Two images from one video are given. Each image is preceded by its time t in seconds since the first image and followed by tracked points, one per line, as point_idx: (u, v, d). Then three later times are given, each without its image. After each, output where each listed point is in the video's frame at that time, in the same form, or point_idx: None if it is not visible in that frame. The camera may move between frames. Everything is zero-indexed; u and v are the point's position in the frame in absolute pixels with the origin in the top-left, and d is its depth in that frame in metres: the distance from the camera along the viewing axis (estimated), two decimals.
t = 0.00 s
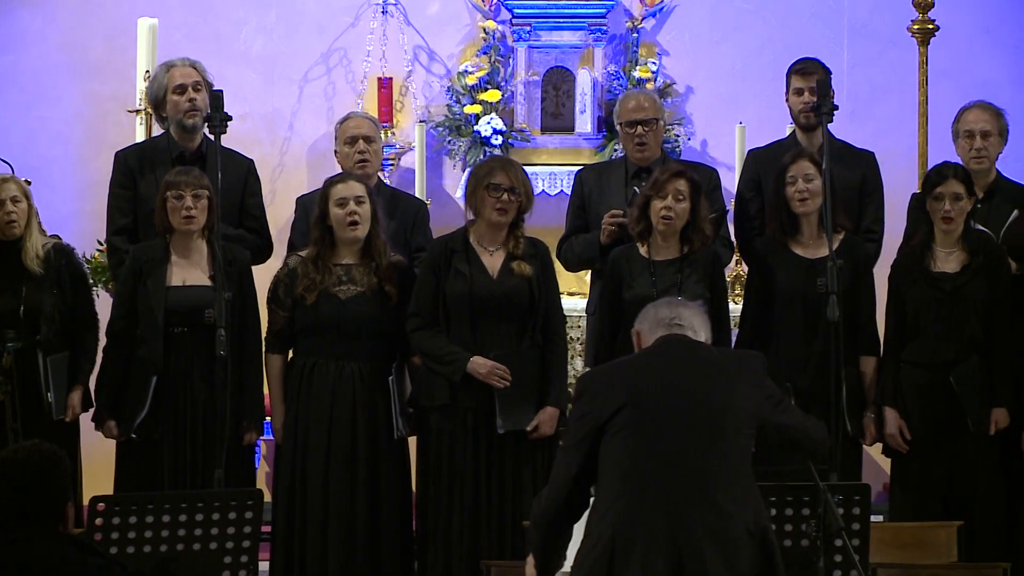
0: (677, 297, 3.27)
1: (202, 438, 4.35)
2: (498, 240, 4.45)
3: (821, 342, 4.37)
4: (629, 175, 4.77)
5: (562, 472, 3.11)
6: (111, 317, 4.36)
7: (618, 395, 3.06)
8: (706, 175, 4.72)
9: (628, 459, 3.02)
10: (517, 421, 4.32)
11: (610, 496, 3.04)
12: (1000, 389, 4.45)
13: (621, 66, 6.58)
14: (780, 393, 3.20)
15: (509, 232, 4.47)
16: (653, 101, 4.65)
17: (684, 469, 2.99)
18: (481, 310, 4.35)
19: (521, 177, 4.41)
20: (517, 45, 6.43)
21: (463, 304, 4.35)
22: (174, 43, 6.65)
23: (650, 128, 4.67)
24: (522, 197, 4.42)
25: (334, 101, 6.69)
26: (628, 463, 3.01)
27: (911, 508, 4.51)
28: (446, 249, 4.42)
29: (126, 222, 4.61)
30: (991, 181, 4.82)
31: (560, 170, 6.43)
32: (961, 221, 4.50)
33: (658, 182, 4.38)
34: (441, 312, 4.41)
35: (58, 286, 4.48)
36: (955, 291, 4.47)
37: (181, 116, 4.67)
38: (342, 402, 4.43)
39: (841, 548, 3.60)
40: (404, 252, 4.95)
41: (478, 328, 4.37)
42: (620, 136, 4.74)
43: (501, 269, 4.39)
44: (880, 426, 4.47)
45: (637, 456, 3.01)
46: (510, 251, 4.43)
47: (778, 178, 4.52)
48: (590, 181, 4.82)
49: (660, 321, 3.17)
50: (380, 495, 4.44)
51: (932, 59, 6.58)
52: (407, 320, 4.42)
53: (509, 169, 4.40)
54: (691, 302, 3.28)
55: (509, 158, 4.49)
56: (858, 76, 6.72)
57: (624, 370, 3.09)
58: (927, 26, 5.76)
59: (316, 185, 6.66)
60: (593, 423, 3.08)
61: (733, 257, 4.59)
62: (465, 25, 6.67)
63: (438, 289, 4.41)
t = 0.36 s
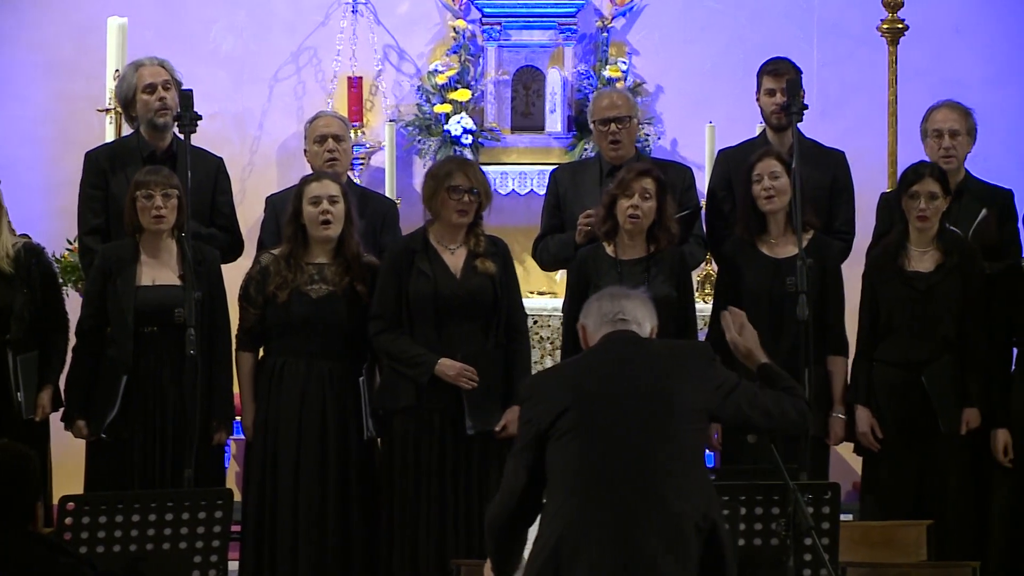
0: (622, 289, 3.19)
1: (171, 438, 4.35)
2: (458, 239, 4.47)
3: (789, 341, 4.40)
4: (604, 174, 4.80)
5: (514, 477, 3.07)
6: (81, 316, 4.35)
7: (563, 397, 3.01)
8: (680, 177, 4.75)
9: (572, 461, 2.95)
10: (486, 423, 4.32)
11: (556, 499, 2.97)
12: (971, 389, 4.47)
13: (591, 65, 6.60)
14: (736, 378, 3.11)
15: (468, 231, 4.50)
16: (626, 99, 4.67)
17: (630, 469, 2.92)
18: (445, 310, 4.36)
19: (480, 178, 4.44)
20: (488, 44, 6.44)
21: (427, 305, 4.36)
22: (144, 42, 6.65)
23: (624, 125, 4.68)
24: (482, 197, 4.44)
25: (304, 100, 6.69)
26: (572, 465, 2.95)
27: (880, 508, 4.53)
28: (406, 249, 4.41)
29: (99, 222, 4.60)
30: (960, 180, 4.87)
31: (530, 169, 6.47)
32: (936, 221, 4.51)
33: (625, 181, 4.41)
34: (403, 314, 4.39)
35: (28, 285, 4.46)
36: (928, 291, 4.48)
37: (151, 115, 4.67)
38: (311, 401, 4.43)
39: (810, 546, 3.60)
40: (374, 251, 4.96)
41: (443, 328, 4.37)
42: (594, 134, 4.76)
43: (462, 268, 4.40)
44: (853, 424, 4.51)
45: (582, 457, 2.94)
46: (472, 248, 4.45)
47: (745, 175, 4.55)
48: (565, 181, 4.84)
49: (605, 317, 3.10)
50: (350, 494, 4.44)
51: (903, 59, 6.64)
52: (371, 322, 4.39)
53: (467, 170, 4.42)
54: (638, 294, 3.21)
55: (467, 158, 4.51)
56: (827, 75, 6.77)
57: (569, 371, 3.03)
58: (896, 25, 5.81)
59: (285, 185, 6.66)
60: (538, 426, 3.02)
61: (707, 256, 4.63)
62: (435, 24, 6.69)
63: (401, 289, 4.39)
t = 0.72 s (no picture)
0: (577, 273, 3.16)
1: (142, 438, 4.34)
2: (420, 239, 4.48)
3: (758, 339, 4.43)
4: (575, 173, 4.82)
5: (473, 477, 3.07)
6: (51, 316, 4.34)
7: (520, 399, 3.00)
8: (652, 178, 4.76)
9: (529, 464, 2.94)
10: (457, 422, 4.34)
11: (513, 502, 2.96)
12: (942, 388, 4.51)
13: (562, 65, 6.62)
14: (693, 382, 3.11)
15: (429, 231, 4.51)
16: (596, 99, 4.70)
17: (585, 471, 2.92)
18: (411, 311, 4.36)
19: (438, 178, 4.44)
20: (457, 43, 6.48)
21: (392, 308, 4.36)
22: (114, 41, 6.63)
23: (594, 125, 4.70)
24: (441, 196, 4.45)
25: (274, 99, 6.68)
26: (529, 467, 2.94)
27: (848, 507, 4.57)
28: (370, 250, 4.41)
29: (69, 222, 4.59)
30: (931, 179, 4.93)
31: (500, 168, 6.46)
32: (909, 219, 4.56)
33: (592, 180, 4.44)
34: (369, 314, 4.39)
35: None
36: (900, 291, 4.53)
37: (121, 113, 4.66)
38: (280, 400, 4.43)
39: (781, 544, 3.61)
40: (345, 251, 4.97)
41: (410, 328, 4.38)
42: (564, 134, 4.77)
43: (427, 269, 4.41)
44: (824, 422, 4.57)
45: (537, 459, 2.94)
46: (434, 248, 4.46)
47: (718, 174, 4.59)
48: (536, 181, 4.87)
49: (561, 312, 3.10)
50: (318, 494, 4.46)
51: (872, 58, 6.71)
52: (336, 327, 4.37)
53: (425, 170, 4.43)
54: (593, 277, 3.18)
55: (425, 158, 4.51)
56: (797, 74, 6.82)
57: (526, 373, 3.02)
58: (865, 25, 5.87)
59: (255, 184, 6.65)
60: (495, 428, 3.01)
61: (678, 257, 4.65)
62: (405, 23, 6.69)
63: (366, 289, 4.39)
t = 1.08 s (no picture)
0: (558, 262, 3.08)
1: (114, 437, 4.33)
2: (387, 238, 4.48)
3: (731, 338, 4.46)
4: (544, 172, 4.85)
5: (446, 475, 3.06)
6: (22, 314, 4.33)
7: (490, 397, 2.97)
8: (621, 176, 4.78)
9: (500, 465, 2.92)
10: (430, 422, 4.35)
11: (485, 502, 2.94)
12: (913, 387, 4.54)
13: (533, 64, 6.62)
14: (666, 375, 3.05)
15: (397, 229, 4.51)
16: (565, 97, 4.74)
17: (556, 470, 2.88)
18: (382, 311, 4.37)
19: (402, 176, 4.46)
20: (430, 41, 6.47)
21: (363, 308, 4.36)
22: (85, 39, 6.63)
23: (563, 123, 4.74)
24: (405, 195, 4.46)
25: (246, 98, 6.68)
26: (500, 466, 2.92)
27: (818, 506, 4.61)
28: (338, 251, 4.40)
29: (40, 219, 4.58)
30: (903, 177, 4.98)
31: (473, 168, 6.48)
32: (882, 218, 4.60)
33: (561, 180, 4.46)
34: (339, 315, 4.38)
35: None
36: (873, 290, 4.56)
37: (92, 112, 4.65)
38: (251, 399, 4.44)
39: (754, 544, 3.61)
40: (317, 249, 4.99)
41: (381, 328, 4.38)
42: (534, 132, 4.80)
43: (396, 269, 4.43)
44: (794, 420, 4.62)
45: (508, 458, 2.91)
46: (402, 247, 4.47)
47: (695, 175, 4.61)
48: (505, 180, 4.88)
49: (538, 308, 3.05)
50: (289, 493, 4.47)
51: (845, 55, 6.78)
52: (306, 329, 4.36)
53: (388, 169, 4.44)
54: (573, 265, 3.11)
55: (389, 156, 4.52)
56: (769, 73, 6.86)
57: (497, 370, 2.99)
58: (837, 23, 5.92)
59: (227, 182, 6.66)
60: (466, 427, 2.99)
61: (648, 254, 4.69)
62: (378, 22, 6.69)
63: (336, 291, 4.38)
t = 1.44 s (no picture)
0: (555, 258, 3.05)
1: (88, 437, 4.32)
2: (358, 238, 4.50)
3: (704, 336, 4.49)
4: (514, 171, 4.87)
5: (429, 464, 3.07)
6: None
7: (477, 394, 2.96)
8: (591, 174, 4.84)
9: (485, 461, 2.92)
10: (404, 421, 4.37)
11: (470, 498, 2.94)
12: (885, 386, 4.58)
13: (508, 62, 6.62)
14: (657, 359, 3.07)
15: (368, 228, 4.52)
16: (534, 95, 4.75)
17: (542, 471, 2.88)
18: (355, 311, 4.38)
19: (368, 175, 4.45)
20: (404, 40, 6.47)
21: (336, 308, 4.37)
22: (58, 38, 6.64)
23: (533, 120, 4.75)
24: (373, 194, 4.46)
25: (220, 97, 6.67)
26: (486, 463, 2.92)
27: (790, 504, 4.65)
28: (309, 252, 4.40)
29: (13, 217, 4.57)
30: (876, 177, 5.02)
31: (446, 167, 6.50)
32: (853, 216, 4.64)
33: (533, 179, 4.47)
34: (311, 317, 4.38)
35: None
36: (845, 289, 4.59)
37: (64, 110, 4.64)
38: (224, 399, 4.44)
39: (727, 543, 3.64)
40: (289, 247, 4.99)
41: (354, 326, 4.39)
42: (503, 130, 4.82)
43: (368, 269, 4.44)
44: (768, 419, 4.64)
45: (494, 456, 2.91)
46: (374, 246, 4.48)
47: (672, 174, 4.65)
48: (475, 179, 4.91)
49: (531, 305, 3.03)
50: (263, 492, 4.47)
51: (818, 56, 6.84)
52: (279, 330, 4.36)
53: (355, 169, 4.43)
54: (571, 260, 3.07)
55: (357, 155, 4.52)
56: (742, 72, 6.91)
57: (486, 365, 2.98)
58: (811, 22, 5.96)
59: (200, 180, 6.65)
60: (453, 421, 2.99)
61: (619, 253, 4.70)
62: (352, 21, 6.69)
63: (308, 292, 4.38)
